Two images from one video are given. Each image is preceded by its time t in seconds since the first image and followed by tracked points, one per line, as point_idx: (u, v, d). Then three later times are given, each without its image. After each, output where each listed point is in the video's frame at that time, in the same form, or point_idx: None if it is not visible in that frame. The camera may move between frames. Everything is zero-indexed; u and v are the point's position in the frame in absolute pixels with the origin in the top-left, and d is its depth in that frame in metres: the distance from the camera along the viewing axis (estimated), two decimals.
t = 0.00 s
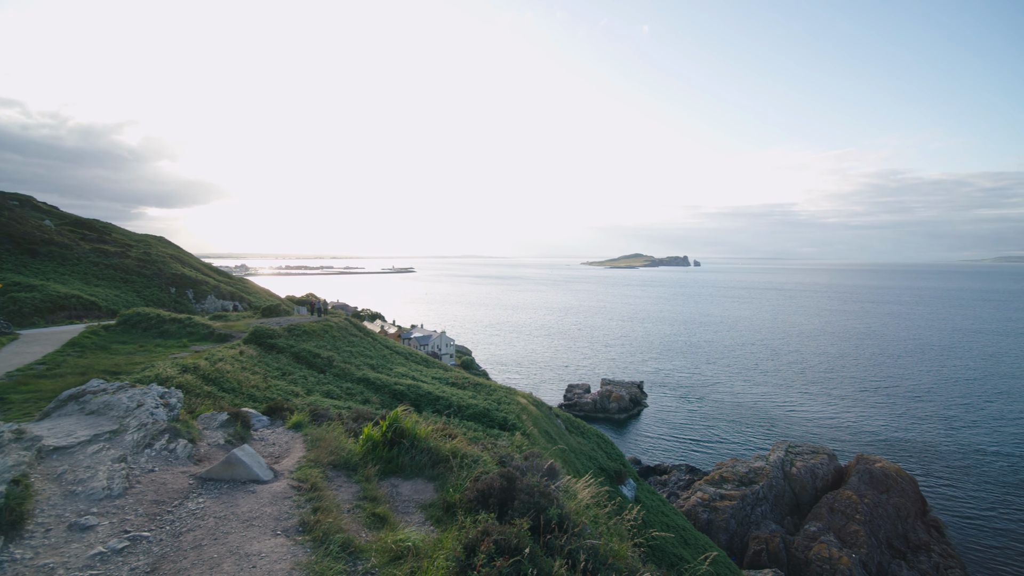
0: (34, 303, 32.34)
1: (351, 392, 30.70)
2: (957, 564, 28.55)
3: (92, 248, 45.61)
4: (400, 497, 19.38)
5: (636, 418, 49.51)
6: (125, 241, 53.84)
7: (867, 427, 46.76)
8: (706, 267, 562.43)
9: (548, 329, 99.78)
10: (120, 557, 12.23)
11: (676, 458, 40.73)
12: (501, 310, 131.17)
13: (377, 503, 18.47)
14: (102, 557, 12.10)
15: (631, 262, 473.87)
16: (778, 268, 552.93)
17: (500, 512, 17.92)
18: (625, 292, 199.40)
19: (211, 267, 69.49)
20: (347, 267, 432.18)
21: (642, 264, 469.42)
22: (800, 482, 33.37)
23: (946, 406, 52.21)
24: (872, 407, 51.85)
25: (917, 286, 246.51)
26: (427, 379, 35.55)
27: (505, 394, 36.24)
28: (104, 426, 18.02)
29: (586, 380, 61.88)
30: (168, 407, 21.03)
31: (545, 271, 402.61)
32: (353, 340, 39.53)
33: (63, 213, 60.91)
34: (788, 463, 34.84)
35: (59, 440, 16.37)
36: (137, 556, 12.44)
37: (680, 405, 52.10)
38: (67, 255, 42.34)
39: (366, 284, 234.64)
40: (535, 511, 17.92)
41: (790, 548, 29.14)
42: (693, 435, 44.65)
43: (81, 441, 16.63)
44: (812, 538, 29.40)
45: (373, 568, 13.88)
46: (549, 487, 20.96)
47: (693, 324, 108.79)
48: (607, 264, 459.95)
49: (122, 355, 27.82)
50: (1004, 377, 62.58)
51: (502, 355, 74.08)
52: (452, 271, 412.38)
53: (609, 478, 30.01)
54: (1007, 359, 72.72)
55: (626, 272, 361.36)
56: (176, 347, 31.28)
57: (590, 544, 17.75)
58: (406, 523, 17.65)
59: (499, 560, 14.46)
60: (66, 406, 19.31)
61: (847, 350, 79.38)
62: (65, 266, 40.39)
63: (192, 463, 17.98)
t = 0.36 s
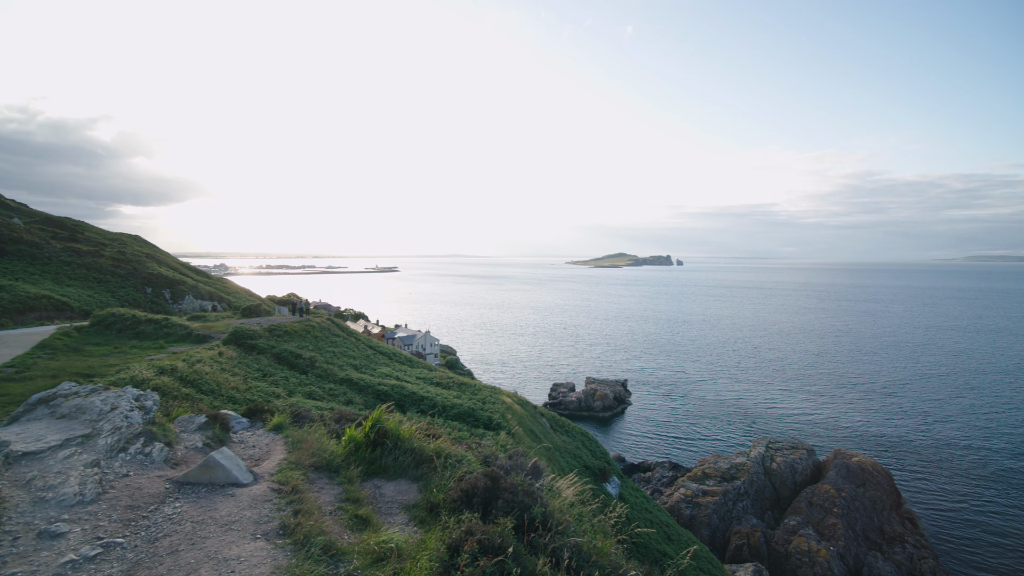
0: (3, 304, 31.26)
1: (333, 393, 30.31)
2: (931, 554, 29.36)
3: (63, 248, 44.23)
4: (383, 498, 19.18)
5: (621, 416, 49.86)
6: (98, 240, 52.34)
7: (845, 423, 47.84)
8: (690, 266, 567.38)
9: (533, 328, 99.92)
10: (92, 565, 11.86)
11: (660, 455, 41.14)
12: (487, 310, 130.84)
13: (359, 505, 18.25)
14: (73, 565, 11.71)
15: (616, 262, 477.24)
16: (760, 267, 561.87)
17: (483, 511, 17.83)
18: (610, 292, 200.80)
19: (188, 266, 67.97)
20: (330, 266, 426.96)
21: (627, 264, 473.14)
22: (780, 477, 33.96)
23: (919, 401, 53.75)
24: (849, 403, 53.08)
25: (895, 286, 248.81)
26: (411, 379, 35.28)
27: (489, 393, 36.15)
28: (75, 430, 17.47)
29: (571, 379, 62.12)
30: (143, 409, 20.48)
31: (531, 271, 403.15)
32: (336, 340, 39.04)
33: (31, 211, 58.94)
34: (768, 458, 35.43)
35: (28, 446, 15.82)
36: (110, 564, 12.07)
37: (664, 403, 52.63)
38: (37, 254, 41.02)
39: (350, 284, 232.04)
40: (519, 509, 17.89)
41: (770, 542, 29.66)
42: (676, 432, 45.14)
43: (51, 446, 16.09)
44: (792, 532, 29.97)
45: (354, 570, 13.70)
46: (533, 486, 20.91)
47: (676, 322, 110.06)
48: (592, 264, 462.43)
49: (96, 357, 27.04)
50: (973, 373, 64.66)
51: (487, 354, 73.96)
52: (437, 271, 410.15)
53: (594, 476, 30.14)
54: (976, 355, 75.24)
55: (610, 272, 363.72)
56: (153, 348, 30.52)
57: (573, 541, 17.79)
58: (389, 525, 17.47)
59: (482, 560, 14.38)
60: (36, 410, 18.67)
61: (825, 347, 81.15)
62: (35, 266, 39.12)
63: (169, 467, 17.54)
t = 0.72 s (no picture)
0: None
1: (315, 394, 29.89)
2: (905, 545, 30.15)
3: (32, 246, 42.77)
4: (365, 500, 18.95)
5: (605, 414, 50.16)
6: (69, 239, 50.75)
7: (823, 419, 48.86)
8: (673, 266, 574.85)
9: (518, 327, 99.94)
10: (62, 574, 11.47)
11: (643, 453, 41.47)
12: (472, 309, 130.40)
13: (341, 507, 17.99)
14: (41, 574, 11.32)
15: (602, 262, 480.13)
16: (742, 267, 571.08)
17: (466, 511, 17.76)
18: (594, 291, 201.95)
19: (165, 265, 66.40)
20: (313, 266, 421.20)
21: (611, 264, 476.62)
22: (761, 472, 34.52)
23: (894, 397, 55.18)
24: (827, 399, 54.26)
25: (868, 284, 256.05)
26: (394, 379, 34.95)
27: (474, 393, 36.01)
28: (45, 435, 16.89)
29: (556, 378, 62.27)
30: (116, 413, 19.90)
31: (517, 271, 403.62)
32: (318, 340, 38.47)
33: None
34: (749, 454, 35.97)
35: None
36: (81, 572, 11.69)
37: (648, 401, 53.07)
38: (4, 253, 39.58)
39: (333, 284, 229.20)
40: (502, 509, 17.85)
41: (751, 536, 30.17)
42: (660, 430, 45.57)
43: (18, 451, 15.53)
44: (772, 526, 30.52)
45: (335, 572, 13.50)
46: (516, 485, 20.88)
47: (659, 321, 111.24)
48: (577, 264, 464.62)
49: (68, 359, 26.22)
50: (944, 369, 66.70)
51: (472, 354, 73.75)
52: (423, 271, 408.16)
53: (578, 474, 30.27)
54: (948, 352, 77.55)
55: (595, 271, 366.19)
56: (127, 350, 29.72)
57: (557, 540, 17.82)
58: (372, 526, 17.27)
59: (465, 560, 14.32)
60: (2, 415, 18.01)
61: (804, 345, 82.82)
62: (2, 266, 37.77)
63: (143, 471, 17.07)
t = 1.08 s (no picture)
0: None
1: (297, 396, 29.45)
2: (882, 537, 30.88)
3: None
4: (348, 502, 18.69)
5: (590, 413, 50.39)
6: (40, 238, 49.20)
7: (803, 415, 49.78)
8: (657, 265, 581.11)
9: (503, 327, 99.94)
10: None
11: (628, 451, 41.76)
12: (457, 309, 129.82)
13: (323, 509, 17.72)
14: None
15: (587, 261, 482.60)
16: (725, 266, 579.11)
17: (450, 512, 17.64)
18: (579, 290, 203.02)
19: (141, 265, 64.80)
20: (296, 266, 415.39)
21: (597, 263, 479.48)
22: (742, 469, 35.01)
23: (871, 393, 56.53)
24: (806, 396, 55.33)
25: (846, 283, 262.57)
26: (378, 380, 34.60)
27: (459, 393, 35.85)
28: (12, 440, 16.29)
29: (541, 377, 62.41)
30: (89, 416, 19.30)
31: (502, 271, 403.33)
32: (299, 341, 37.90)
33: None
34: (731, 451, 36.44)
35: None
36: None
37: (632, 400, 53.47)
38: None
39: (316, 283, 226.29)
40: (486, 508, 17.75)
41: (733, 532, 30.59)
42: (644, 428, 45.94)
43: None
44: (753, 521, 31.00)
45: None
46: (500, 484, 20.76)
47: (643, 320, 112.28)
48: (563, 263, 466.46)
49: (38, 362, 25.40)
50: (918, 365, 68.61)
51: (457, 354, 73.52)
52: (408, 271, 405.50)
53: (563, 473, 30.32)
54: (922, 349, 79.75)
55: (581, 271, 367.95)
56: (101, 352, 28.90)
57: (541, 538, 17.80)
58: (354, 529, 17.04)
59: (449, 560, 14.20)
60: None
61: (785, 343, 84.35)
62: None
63: (118, 477, 16.61)
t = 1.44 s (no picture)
0: None
1: (278, 398, 28.92)
2: (859, 530, 31.55)
3: None
4: (329, 505, 18.39)
5: (575, 412, 50.58)
6: (6, 237, 47.46)
7: (783, 412, 50.66)
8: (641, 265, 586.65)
9: (488, 327, 99.73)
10: None
11: (612, 450, 41.98)
12: (441, 309, 129.18)
13: (303, 513, 17.38)
14: None
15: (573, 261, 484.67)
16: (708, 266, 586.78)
17: (433, 513, 17.47)
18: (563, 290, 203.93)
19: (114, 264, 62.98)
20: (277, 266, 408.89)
21: (582, 263, 481.99)
22: (724, 465, 35.45)
23: (848, 389, 57.80)
24: (785, 392, 56.36)
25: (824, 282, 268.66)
26: (361, 381, 34.15)
27: (443, 393, 35.61)
28: None
29: (525, 376, 62.41)
30: (59, 421, 18.63)
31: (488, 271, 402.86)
32: (280, 342, 37.22)
33: None
34: (713, 448, 36.85)
35: None
36: None
37: (616, 399, 53.77)
38: None
39: (297, 283, 222.92)
40: (469, 509, 17.63)
41: (715, 528, 30.97)
42: (628, 426, 46.22)
43: None
44: (735, 517, 31.43)
45: None
46: (484, 484, 20.64)
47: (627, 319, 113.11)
48: (548, 263, 467.89)
49: (5, 365, 24.49)
50: (891, 362, 70.49)
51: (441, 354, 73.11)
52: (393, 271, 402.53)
53: (548, 472, 30.31)
54: (896, 346, 81.92)
55: (566, 271, 369.55)
56: (72, 355, 27.98)
57: (525, 538, 17.74)
58: (335, 532, 16.77)
59: (432, 562, 14.07)
60: None
61: (765, 341, 85.78)
62: None
63: (90, 483, 16.07)
